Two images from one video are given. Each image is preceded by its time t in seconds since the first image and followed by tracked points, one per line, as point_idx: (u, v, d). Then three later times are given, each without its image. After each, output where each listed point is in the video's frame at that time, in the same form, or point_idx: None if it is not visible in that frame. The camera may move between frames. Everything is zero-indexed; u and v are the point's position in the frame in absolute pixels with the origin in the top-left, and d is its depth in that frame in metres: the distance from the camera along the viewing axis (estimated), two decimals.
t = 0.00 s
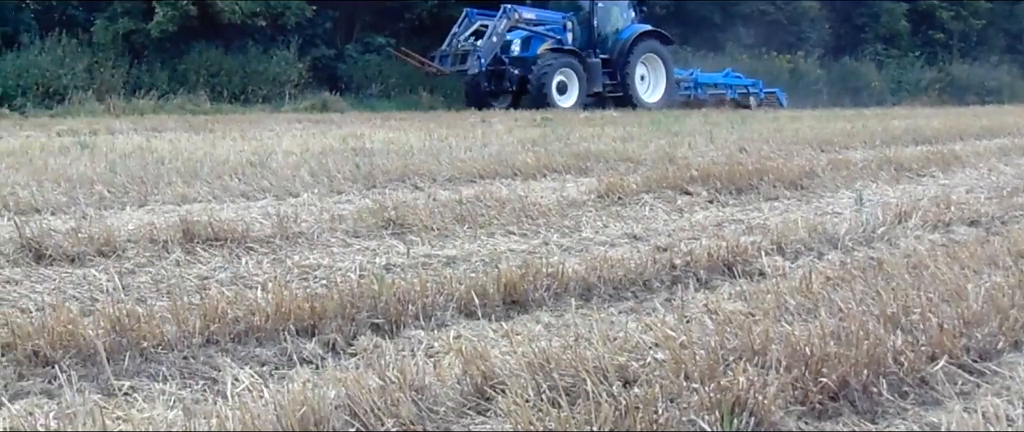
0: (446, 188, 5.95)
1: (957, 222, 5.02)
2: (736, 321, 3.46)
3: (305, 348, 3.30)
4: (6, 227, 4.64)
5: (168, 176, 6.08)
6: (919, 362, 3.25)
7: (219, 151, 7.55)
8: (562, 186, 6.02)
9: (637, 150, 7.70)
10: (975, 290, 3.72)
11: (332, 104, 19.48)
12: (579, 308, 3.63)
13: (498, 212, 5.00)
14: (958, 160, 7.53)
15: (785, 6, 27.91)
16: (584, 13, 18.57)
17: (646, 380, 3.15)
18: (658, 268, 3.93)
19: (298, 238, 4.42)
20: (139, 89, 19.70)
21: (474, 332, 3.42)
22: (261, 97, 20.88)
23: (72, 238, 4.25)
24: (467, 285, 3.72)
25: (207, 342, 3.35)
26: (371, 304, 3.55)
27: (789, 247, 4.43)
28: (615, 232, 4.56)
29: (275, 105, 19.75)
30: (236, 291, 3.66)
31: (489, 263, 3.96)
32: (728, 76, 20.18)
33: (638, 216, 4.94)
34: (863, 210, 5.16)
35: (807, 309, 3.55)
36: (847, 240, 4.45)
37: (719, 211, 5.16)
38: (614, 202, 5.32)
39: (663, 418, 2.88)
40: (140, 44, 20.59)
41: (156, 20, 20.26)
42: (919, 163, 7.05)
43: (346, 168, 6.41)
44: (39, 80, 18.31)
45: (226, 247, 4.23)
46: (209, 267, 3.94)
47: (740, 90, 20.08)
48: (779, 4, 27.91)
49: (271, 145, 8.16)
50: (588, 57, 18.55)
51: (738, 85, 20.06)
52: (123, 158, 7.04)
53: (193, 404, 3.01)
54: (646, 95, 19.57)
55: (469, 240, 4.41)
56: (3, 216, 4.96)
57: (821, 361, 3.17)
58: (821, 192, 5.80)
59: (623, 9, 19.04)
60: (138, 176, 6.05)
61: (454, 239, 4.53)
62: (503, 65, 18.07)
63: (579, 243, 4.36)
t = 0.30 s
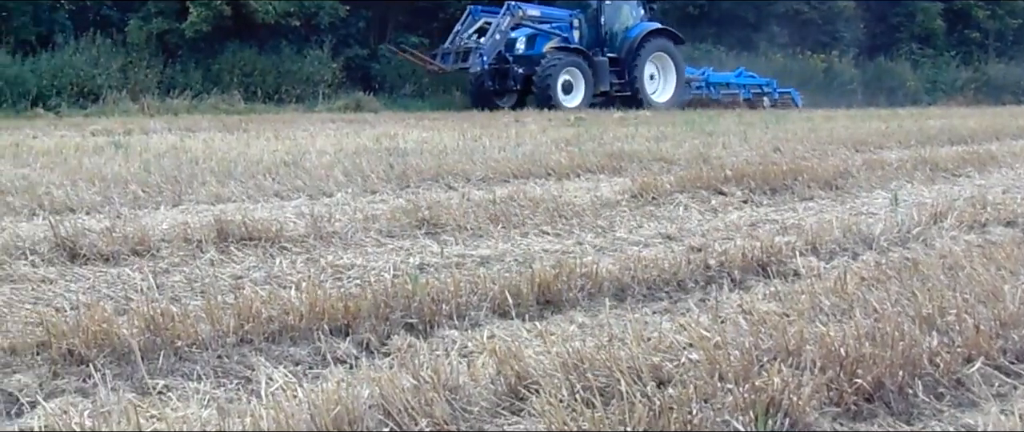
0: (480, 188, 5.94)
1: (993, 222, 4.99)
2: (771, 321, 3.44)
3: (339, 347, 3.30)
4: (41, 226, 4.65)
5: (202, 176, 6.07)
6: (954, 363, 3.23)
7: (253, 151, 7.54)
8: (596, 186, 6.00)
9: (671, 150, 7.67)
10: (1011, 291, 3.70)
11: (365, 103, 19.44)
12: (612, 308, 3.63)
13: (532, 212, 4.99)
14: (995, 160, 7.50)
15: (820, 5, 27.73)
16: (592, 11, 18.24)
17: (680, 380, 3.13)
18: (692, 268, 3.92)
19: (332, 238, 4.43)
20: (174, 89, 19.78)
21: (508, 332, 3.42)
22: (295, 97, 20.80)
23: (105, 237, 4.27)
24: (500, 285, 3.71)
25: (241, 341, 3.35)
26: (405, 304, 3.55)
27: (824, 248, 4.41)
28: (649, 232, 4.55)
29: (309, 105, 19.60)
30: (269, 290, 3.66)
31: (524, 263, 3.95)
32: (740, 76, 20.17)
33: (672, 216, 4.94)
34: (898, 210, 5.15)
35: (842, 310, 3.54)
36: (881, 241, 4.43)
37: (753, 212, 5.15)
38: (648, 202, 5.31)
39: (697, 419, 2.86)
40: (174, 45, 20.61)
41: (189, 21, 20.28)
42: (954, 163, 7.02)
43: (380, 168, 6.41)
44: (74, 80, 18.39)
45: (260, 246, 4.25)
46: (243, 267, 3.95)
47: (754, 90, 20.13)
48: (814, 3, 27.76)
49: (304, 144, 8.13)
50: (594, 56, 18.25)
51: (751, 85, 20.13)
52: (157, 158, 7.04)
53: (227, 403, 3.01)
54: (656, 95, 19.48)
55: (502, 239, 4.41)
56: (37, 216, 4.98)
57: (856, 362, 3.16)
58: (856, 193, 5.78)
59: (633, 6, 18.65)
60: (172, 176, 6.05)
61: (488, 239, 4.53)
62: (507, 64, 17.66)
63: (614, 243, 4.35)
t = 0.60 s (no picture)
0: (512, 188, 5.93)
1: None
2: (804, 322, 3.43)
3: (372, 347, 3.31)
4: (75, 226, 4.66)
5: (236, 176, 6.09)
6: (990, 365, 3.21)
7: (285, 151, 7.55)
8: (628, 186, 5.99)
9: (704, 150, 7.63)
10: None
11: (398, 103, 19.41)
12: (646, 309, 3.63)
13: (565, 212, 4.99)
14: None
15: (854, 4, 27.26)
16: (597, 9, 17.85)
17: (713, 381, 3.12)
18: (726, 268, 3.91)
19: (364, 237, 4.44)
20: (207, 89, 19.67)
21: (540, 332, 3.42)
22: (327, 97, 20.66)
23: (139, 237, 4.30)
24: (534, 285, 3.71)
25: (274, 341, 3.36)
26: (438, 304, 3.56)
27: (857, 249, 4.40)
28: (681, 232, 4.54)
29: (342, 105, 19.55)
30: (302, 290, 3.67)
31: (557, 263, 3.95)
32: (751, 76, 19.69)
33: (704, 216, 4.93)
34: (932, 211, 5.13)
35: (876, 311, 3.52)
36: (915, 241, 4.41)
37: (786, 212, 5.15)
38: (682, 202, 5.29)
39: (731, 420, 2.85)
40: (206, 45, 20.47)
41: (223, 21, 20.10)
42: (990, 163, 6.97)
43: (412, 168, 6.42)
44: (108, 80, 18.35)
45: (293, 247, 4.26)
46: (276, 267, 3.97)
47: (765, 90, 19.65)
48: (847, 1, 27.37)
49: (337, 144, 8.13)
50: (598, 55, 17.85)
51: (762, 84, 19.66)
52: (190, 158, 7.06)
53: (260, 402, 3.01)
54: (663, 95, 19.06)
55: (535, 240, 4.41)
56: (72, 215, 5.01)
57: (891, 363, 3.14)
58: (890, 193, 5.75)
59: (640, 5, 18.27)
60: (205, 176, 6.06)
61: (521, 239, 4.54)
62: (509, 63, 17.27)
63: (647, 244, 4.35)
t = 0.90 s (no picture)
0: (541, 188, 5.92)
1: None
2: (833, 322, 3.42)
3: (400, 347, 3.31)
4: (104, 226, 4.68)
5: (264, 176, 6.09)
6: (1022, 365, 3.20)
7: (314, 151, 7.53)
8: (657, 186, 5.97)
9: (732, 150, 7.59)
10: None
11: (426, 103, 18.79)
12: (674, 309, 3.63)
13: (593, 212, 4.98)
14: None
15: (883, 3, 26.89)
16: (596, 7, 17.08)
17: (742, 381, 3.11)
18: (755, 268, 3.91)
19: (392, 237, 4.44)
20: (236, 89, 18.25)
21: (569, 332, 3.41)
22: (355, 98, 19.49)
23: (168, 236, 4.31)
24: (562, 285, 3.71)
25: (303, 341, 3.37)
26: (466, 304, 3.56)
27: (886, 248, 4.39)
28: (710, 232, 4.54)
29: (370, 105, 18.73)
30: (330, 290, 3.67)
31: (585, 263, 3.95)
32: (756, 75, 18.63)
33: (734, 216, 4.93)
34: (962, 211, 5.12)
35: (906, 311, 3.51)
36: (946, 241, 4.40)
37: (815, 212, 5.14)
38: (710, 202, 5.28)
39: (760, 420, 2.84)
40: (234, 45, 19.35)
41: (251, 21, 19.12)
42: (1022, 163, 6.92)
43: (440, 168, 6.42)
44: (135, 79, 17.08)
45: (321, 246, 4.27)
46: (304, 267, 3.97)
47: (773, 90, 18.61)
48: None
49: (366, 144, 8.11)
50: (597, 54, 17.06)
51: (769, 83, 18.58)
52: (219, 158, 7.06)
53: (289, 402, 3.02)
54: (665, 95, 18.13)
55: (563, 240, 4.40)
56: (101, 215, 5.03)
57: (921, 363, 3.12)
58: (920, 193, 5.72)
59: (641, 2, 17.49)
60: (233, 176, 6.06)
61: (550, 239, 4.54)
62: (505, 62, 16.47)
63: (676, 244, 4.35)
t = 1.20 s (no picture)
0: (568, 188, 5.92)
1: None
2: (862, 323, 3.40)
3: (428, 347, 3.31)
4: (133, 226, 4.70)
5: (292, 176, 6.10)
6: None
7: (341, 151, 7.53)
8: (684, 186, 5.96)
9: (761, 150, 7.56)
10: None
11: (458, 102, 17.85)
12: (702, 309, 3.63)
13: (622, 212, 4.98)
14: None
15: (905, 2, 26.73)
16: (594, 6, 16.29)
17: (771, 382, 3.10)
18: (783, 268, 3.90)
19: (420, 237, 4.45)
20: (263, 89, 17.99)
21: (597, 332, 3.41)
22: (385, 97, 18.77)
23: (197, 236, 4.33)
24: (590, 284, 3.71)
25: (331, 340, 3.37)
26: (494, 304, 3.55)
27: (916, 248, 4.38)
28: (738, 232, 4.53)
29: (400, 105, 18.00)
30: (358, 289, 3.68)
31: (614, 263, 3.95)
32: (761, 74, 17.17)
33: (762, 216, 4.92)
34: (992, 211, 5.09)
35: (935, 312, 3.50)
36: (975, 242, 4.38)
37: (844, 212, 5.13)
38: (739, 201, 5.28)
39: (788, 421, 2.83)
40: (263, 45, 18.99)
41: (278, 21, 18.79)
42: None
43: (468, 168, 6.42)
44: (164, 80, 16.83)
45: (349, 246, 4.29)
46: (333, 266, 3.99)
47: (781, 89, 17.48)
48: None
49: (394, 145, 8.12)
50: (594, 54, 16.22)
51: (774, 83, 17.07)
52: (247, 158, 7.08)
53: (317, 402, 3.02)
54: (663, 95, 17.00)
55: (591, 240, 4.40)
56: (129, 215, 5.06)
57: (951, 364, 3.10)
58: (950, 194, 5.69)
59: None
60: (262, 176, 6.07)
61: (578, 239, 4.55)
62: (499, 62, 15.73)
63: (704, 244, 4.34)
